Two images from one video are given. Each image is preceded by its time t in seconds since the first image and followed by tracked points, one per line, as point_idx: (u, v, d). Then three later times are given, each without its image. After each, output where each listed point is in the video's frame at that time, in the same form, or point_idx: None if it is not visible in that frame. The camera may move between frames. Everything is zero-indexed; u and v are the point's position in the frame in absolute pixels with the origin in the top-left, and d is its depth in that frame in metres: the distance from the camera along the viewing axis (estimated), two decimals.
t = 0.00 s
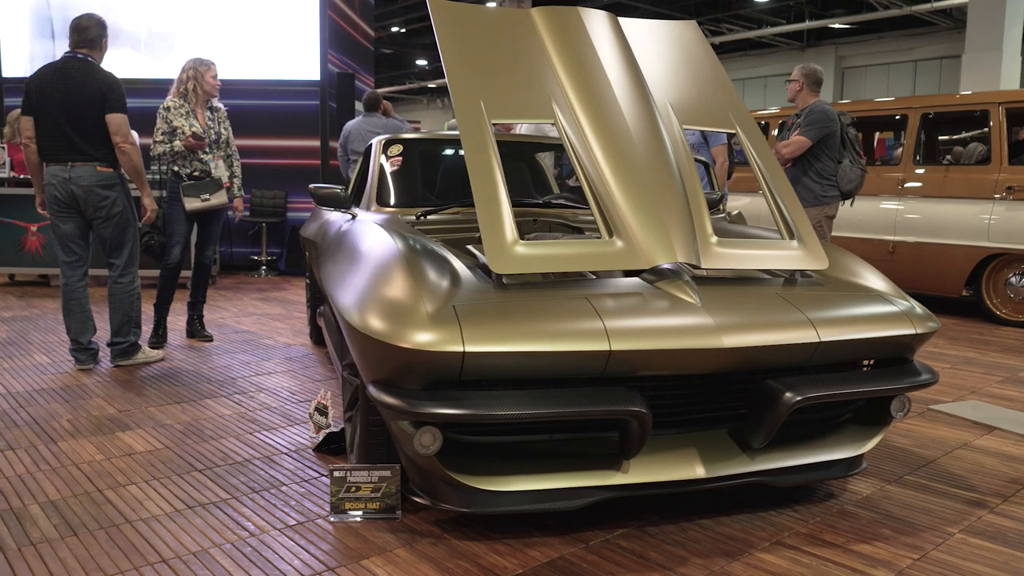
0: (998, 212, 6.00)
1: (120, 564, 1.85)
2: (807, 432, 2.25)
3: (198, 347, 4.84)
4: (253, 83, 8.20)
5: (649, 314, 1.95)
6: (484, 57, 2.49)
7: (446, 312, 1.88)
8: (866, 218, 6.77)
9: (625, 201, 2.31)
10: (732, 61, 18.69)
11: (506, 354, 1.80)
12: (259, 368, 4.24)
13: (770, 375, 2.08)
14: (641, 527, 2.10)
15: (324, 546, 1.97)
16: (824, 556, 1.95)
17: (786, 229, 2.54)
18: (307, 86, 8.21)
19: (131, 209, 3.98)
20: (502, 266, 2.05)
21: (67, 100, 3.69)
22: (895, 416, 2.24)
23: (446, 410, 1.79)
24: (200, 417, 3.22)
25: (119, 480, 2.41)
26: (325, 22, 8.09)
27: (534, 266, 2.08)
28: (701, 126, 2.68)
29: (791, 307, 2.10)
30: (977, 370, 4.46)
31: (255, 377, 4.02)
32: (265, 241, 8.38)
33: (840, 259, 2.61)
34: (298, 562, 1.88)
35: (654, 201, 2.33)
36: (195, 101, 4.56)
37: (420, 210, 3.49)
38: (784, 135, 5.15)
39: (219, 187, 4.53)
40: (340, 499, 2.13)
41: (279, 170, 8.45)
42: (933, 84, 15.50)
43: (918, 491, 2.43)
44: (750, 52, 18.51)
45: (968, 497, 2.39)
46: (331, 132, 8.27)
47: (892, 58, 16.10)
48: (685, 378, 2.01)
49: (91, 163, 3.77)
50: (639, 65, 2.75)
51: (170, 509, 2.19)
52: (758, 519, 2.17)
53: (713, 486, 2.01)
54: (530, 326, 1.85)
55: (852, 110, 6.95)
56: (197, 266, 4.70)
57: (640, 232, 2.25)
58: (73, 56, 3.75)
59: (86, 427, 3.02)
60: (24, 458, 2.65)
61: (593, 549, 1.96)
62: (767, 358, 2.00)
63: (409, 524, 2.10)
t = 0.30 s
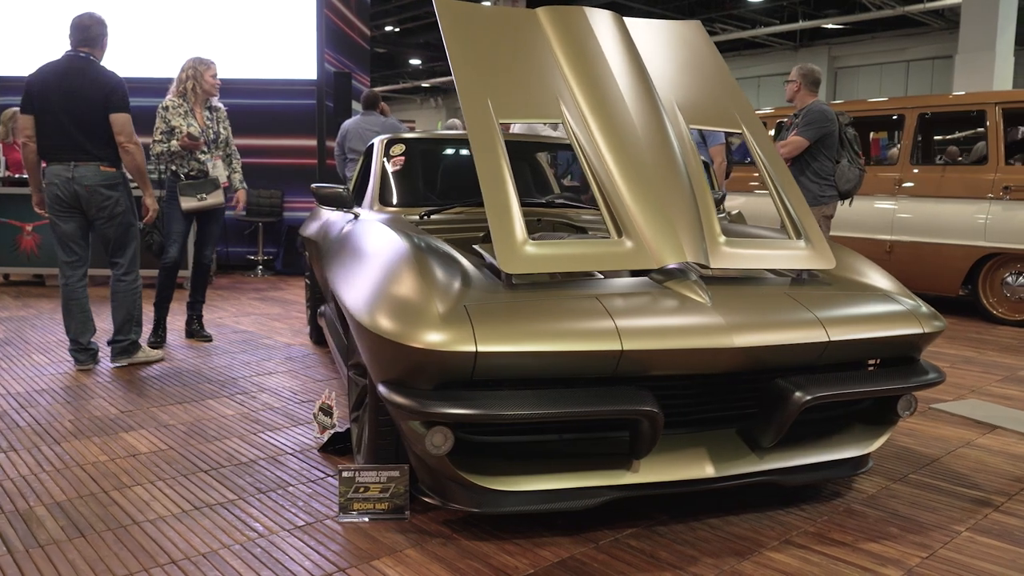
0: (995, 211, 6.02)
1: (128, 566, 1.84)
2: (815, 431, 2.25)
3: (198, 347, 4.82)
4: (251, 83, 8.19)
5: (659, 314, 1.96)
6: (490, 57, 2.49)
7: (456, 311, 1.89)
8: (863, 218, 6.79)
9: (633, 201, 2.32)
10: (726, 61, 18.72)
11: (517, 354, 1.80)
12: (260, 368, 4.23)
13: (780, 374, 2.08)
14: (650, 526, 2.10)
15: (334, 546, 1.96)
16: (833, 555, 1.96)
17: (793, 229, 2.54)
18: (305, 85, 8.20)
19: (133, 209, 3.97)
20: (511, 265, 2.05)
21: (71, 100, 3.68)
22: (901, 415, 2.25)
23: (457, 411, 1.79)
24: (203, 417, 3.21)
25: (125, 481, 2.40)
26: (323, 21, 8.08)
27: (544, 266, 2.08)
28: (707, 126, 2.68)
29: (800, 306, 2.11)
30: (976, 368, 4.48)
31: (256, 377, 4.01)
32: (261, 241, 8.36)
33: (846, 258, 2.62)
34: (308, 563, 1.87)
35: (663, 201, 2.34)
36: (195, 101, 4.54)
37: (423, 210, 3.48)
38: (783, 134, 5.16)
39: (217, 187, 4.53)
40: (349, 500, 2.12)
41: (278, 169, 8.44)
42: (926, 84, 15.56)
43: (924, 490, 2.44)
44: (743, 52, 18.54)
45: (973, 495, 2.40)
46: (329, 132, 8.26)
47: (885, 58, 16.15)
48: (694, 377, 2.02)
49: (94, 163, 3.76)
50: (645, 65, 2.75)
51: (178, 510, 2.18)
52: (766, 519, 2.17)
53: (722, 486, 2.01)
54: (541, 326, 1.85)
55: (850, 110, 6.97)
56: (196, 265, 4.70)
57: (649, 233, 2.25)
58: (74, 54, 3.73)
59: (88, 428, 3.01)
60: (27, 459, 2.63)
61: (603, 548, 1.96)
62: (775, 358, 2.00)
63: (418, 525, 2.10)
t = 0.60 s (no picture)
0: (984, 211, 6.07)
1: (131, 569, 1.83)
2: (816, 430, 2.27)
3: (191, 348, 4.79)
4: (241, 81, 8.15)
5: (663, 313, 1.96)
6: (492, 58, 2.49)
7: (461, 311, 1.89)
8: (853, 217, 6.83)
9: (636, 200, 2.32)
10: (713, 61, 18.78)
11: (524, 353, 1.80)
12: (255, 368, 4.20)
13: (782, 373, 2.09)
14: (653, 525, 2.10)
15: (339, 548, 1.96)
16: (836, 553, 1.97)
17: (794, 229, 2.56)
18: (295, 84, 8.18)
19: (129, 209, 3.94)
20: (516, 266, 2.05)
21: (68, 99, 3.65)
22: (901, 413, 2.26)
23: (463, 410, 1.79)
24: (200, 418, 3.18)
25: (124, 483, 2.38)
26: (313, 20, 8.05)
27: (548, 266, 2.08)
28: (707, 126, 2.70)
29: (802, 306, 2.12)
30: (968, 367, 4.51)
31: (252, 377, 3.98)
32: (251, 241, 8.31)
33: (846, 257, 2.64)
34: (313, 564, 1.86)
35: (664, 200, 2.34)
36: (186, 100, 4.49)
37: (419, 210, 3.47)
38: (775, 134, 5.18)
39: (209, 187, 4.50)
40: (352, 501, 2.11)
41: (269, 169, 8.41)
42: (911, 84, 15.67)
43: (922, 487, 2.46)
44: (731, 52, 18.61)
45: (971, 492, 2.42)
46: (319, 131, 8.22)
47: (870, 58, 16.25)
48: (700, 377, 2.02)
49: (92, 162, 3.74)
50: (645, 65, 2.76)
51: (179, 512, 2.17)
52: (768, 516, 2.18)
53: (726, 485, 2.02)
54: (548, 325, 1.85)
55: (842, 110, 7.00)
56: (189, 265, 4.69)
57: (652, 232, 2.25)
58: (70, 53, 3.70)
59: (84, 429, 2.98)
60: (23, 461, 2.60)
61: (608, 548, 1.96)
62: (778, 357, 2.01)
63: (422, 525, 2.09)
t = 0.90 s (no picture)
0: (970, 211, 6.14)
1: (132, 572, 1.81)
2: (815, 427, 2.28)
3: (181, 349, 4.75)
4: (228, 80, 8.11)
5: (665, 313, 1.97)
6: (490, 57, 2.49)
7: (464, 311, 1.89)
8: (840, 216, 6.89)
9: (636, 200, 2.33)
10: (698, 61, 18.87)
11: (527, 354, 1.80)
12: (248, 369, 4.17)
13: (782, 372, 2.11)
14: (654, 524, 2.11)
15: (341, 549, 1.95)
16: (837, 549, 1.98)
17: (793, 229, 2.57)
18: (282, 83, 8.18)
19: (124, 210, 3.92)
20: (518, 265, 2.05)
21: (67, 98, 3.61)
22: (897, 410, 2.29)
23: (466, 411, 1.79)
24: (193, 420, 3.16)
25: (121, 486, 2.36)
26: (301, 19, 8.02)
27: (550, 266, 2.08)
28: (705, 127, 2.71)
29: (801, 305, 2.13)
30: (956, 365, 4.56)
31: (245, 378, 3.96)
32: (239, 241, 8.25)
33: (843, 256, 2.67)
34: (317, 565, 1.86)
35: (663, 199, 2.35)
36: (172, 98, 4.46)
37: (414, 210, 3.46)
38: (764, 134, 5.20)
39: (198, 185, 4.48)
40: (353, 501, 2.11)
41: (257, 169, 8.38)
42: (893, 85, 15.81)
43: (918, 484, 2.48)
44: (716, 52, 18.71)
45: (966, 489, 2.45)
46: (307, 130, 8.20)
47: (853, 58, 16.39)
48: (701, 376, 2.03)
49: (89, 162, 3.71)
50: (642, 65, 2.77)
51: (178, 514, 2.15)
52: (768, 514, 2.20)
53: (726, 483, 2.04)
54: (551, 324, 1.85)
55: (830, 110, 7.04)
56: (177, 266, 4.67)
57: (653, 231, 2.26)
58: (67, 52, 3.67)
59: (77, 432, 2.95)
60: (15, 464, 2.57)
61: (610, 547, 1.97)
62: (779, 356, 2.03)
63: (424, 526, 2.09)
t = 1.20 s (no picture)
0: (958, 210, 6.19)
1: None
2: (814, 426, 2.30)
3: (173, 351, 4.71)
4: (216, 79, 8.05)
5: (668, 313, 1.97)
6: (489, 57, 2.49)
7: (467, 312, 1.89)
8: (830, 216, 6.93)
9: (637, 201, 2.34)
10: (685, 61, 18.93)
11: (531, 354, 1.80)
12: (242, 371, 4.14)
13: (782, 372, 2.12)
14: (655, 524, 2.12)
15: (345, 551, 1.94)
16: (838, 548, 2.00)
17: (791, 229, 2.59)
18: (271, 82, 8.16)
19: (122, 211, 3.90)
20: (520, 266, 2.05)
21: (69, 98, 3.59)
22: (895, 409, 2.31)
23: (472, 413, 1.79)
24: (189, 422, 3.14)
25: (118, 489, 2.34)
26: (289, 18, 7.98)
27: (552, 266, 2.08)
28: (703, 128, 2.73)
29: (802, 305, 2.15)
30: (946, 363, 4.60)
31: (239, 380, 3.93)
32: (228, 241, 8.20)
33: (839, 255, 2.69)
34: (320, 569, 1.85)
35: (662, 200, 2.36)
36: (158, 97, 4.39)
37: (410, 211, 3.45)
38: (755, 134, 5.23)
39: (189, 183, 4.48)
40: (354, 503, 2.10)
41: (245, 169, 8.34)
42: (878, 84, 15.92)
43: (915, 482, 2.50)
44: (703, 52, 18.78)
45: (962, 486, 2.47)
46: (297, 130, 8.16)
47: (839, 58, 16.49)
48: (703, 376, 2.04)
49: (91, 162, 3.69)
50: (639, 65, 2.78)
51: (178, 518, 2.14)
52: (768, 513, 2.21)
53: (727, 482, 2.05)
54: (555, 325, 1.86)
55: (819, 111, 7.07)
56: (168, 267, 4.64)
57: (654, 232, 2.27)
58: (70, 52, 3.65)
59: (71, 435, 2.92)
60: (10, 468, 2.54)
61: (613, 547, 1.97)
62: (781, 356, 2.04)
63: (426, 528, 2.09)
